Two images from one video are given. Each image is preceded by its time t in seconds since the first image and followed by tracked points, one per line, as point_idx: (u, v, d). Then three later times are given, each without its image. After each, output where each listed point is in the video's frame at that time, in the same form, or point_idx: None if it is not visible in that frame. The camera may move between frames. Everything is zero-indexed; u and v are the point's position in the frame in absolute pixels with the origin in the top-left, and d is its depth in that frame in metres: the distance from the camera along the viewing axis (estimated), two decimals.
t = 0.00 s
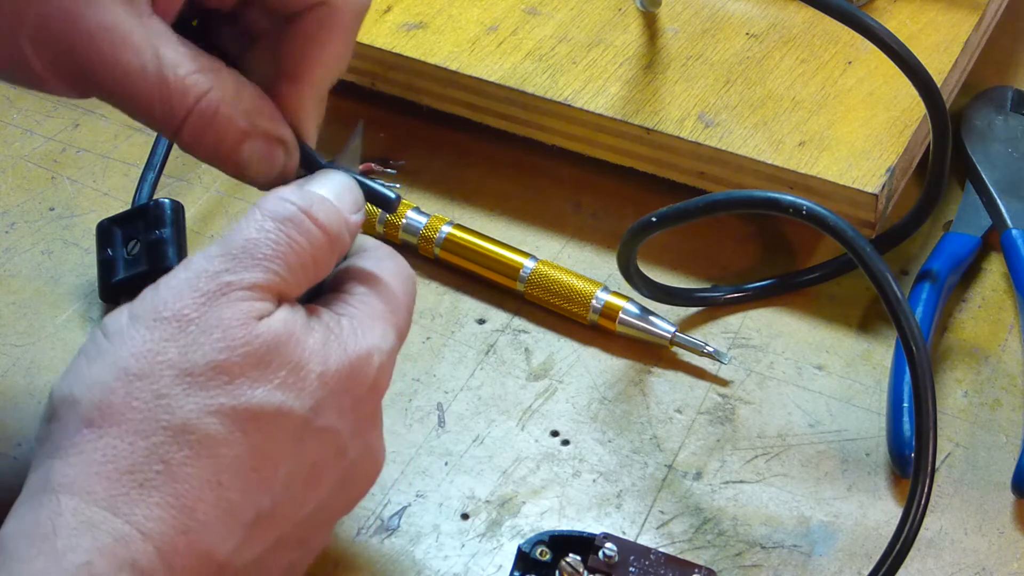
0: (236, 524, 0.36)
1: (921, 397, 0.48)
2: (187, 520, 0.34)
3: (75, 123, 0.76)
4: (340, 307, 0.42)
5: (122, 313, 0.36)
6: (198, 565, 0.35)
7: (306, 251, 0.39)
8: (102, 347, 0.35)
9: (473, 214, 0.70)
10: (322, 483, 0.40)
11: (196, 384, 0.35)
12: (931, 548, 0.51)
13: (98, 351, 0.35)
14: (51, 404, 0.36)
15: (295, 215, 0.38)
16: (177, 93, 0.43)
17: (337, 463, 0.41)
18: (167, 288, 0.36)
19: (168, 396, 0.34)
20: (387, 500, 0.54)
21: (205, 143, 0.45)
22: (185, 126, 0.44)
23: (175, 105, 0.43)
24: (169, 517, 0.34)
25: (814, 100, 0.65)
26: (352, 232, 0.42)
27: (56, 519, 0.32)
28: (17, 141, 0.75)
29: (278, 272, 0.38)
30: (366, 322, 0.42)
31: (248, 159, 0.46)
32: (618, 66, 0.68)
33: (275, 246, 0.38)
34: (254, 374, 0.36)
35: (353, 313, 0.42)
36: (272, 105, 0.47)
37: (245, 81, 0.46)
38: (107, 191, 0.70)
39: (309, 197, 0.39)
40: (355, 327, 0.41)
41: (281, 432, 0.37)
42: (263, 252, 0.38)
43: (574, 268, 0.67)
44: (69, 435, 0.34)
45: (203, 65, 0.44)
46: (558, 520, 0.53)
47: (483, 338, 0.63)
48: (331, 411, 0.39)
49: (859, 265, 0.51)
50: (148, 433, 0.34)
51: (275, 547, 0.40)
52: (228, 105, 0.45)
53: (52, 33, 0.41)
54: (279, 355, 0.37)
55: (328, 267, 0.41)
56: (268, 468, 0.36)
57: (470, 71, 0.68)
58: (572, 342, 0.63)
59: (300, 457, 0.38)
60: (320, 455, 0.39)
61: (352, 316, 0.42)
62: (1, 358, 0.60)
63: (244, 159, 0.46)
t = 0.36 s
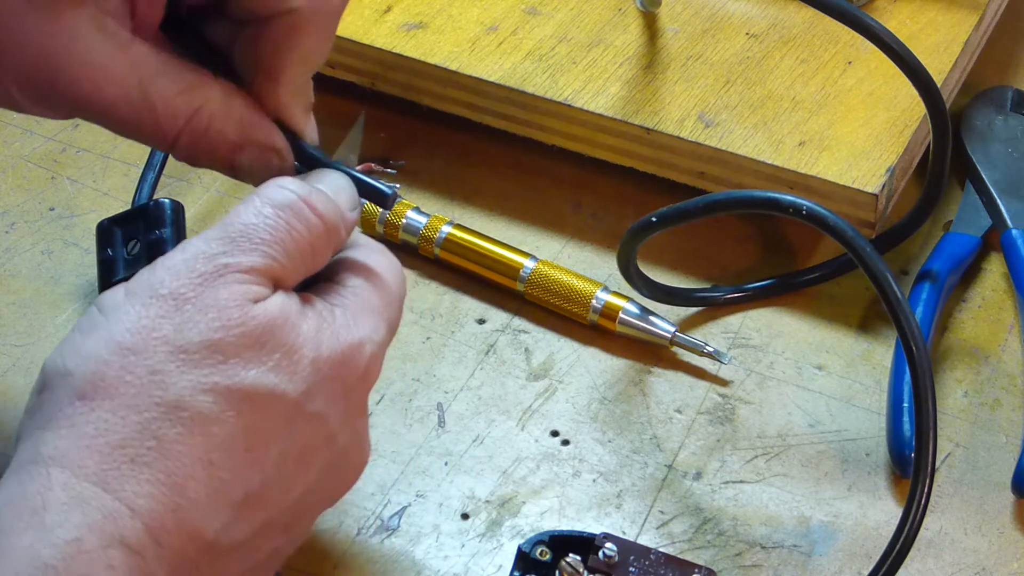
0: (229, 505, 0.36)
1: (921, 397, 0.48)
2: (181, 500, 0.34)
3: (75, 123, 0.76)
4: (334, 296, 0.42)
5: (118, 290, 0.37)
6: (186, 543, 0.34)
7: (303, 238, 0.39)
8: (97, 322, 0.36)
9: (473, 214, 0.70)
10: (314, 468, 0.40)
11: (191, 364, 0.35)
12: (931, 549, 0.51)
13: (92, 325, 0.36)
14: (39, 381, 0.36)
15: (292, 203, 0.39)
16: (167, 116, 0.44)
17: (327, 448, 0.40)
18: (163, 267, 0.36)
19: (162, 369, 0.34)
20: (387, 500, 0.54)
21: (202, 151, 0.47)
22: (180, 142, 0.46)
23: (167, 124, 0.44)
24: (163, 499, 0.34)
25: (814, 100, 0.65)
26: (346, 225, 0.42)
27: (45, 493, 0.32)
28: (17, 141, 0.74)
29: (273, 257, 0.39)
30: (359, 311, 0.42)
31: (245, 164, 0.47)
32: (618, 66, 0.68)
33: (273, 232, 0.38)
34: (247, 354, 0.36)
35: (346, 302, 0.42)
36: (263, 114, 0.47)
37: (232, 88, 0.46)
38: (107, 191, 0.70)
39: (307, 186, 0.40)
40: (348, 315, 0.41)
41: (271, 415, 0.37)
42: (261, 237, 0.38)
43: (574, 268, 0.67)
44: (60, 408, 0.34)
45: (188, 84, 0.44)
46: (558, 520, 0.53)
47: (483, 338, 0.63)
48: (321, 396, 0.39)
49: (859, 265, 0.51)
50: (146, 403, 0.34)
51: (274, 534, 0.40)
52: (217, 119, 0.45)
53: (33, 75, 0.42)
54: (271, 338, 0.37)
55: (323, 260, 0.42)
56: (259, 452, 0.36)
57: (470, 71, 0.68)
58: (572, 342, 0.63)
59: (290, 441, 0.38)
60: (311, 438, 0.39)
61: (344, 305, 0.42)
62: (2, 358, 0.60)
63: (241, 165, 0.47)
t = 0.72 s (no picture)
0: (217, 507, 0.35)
1: (921, 397, 0.48)
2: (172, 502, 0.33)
3: (75, 123, 0.76)
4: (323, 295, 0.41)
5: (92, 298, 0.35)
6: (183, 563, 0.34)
7: (281, 226, 0.37)
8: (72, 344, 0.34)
9: (473, 214, 0.70)
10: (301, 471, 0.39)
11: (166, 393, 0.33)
12: (931, 549, 0.51)
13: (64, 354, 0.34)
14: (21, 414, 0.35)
15: (257, 199, 0.37)
16: (165, 74, 0.40)
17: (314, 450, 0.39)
18: (131, 279, 0.35)
19: (136, 392, 0.33)
20: (387, 500, 0.54)
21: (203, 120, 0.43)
22: (179, 110, 0.42)
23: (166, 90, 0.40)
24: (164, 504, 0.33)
25: (814, 100, 0.65)
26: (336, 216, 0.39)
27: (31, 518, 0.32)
28: (17, 141, 0.75)
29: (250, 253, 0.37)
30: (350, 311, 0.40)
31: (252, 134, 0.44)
32: (618, 66, 0.68)
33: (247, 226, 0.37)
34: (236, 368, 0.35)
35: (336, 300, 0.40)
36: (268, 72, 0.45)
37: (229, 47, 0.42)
38: (107, 191, 0.70)
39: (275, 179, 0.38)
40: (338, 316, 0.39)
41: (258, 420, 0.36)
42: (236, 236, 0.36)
43: (574, 268, 0.67)
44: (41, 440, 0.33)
45: (188, 40, 0.40)
46: (558, 520, 0.53)
47: (483, 338, 0.63)
48: (310, 400, 0.38)
49: (859, 265, 0.51)
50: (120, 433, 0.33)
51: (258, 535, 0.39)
52: (220, 81, 0.41)
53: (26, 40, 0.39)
54: (251, 349, 0.35)
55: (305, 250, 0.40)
56: (245, 459, 0.36)
57: (470, 71, 0.68)
58: (572, 342, 0.63)
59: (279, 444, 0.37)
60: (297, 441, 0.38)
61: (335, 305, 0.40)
62: (2, 358, 0.60)
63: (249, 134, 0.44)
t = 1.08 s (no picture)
0: (341, 534, 0.36)
1: (921, 397, 0.48)
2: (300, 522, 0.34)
3: (74, 123, 0.76)
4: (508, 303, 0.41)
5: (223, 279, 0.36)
6: None
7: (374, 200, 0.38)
8: (203, 336, 0.35)
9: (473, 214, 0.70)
10: (434, 496, 0.39)
11: (284, 399, 0.34)
12: (930, 549, 0.51)
13: (201, 353, 0.35)
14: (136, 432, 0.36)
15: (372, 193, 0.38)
16: (183, 34, 0.46)
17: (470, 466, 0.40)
18: (255, 265, 0.35)
19: (267, 392, 0.34)
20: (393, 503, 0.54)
21: (217, 83, 0.47)
22: (196, 72, 0.47)
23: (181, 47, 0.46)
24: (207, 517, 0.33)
25: (814, 100, 0.65)
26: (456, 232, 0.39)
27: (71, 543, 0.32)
28: (17, 141, 0.75)
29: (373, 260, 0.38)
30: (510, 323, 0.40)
31: (260, 95, 0.47)
32: (618, 67, 0.68)
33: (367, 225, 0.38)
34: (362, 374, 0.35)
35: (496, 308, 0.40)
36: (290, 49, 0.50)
37: (249, 23, 0.49)
38: (106, 191, 0.70)
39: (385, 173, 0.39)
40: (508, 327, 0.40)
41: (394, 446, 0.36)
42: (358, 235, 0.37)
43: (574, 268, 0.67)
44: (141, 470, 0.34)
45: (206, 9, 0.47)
46: (558, 520, 0.53)
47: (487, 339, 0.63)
48: (456, 423, 0.38)
49: (859, 265, 0.51)
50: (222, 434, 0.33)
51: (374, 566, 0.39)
52: (232, 43, 0.47)
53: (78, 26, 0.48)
54: (392, 366, 0.36)
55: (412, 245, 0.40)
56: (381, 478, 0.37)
57: (470, 71, 0.68)
58: (572, 342, 0.63)
59: (410, 470, 0.37)
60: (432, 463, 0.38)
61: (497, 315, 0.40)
62: (2, 358, 0.60)
63: (257, 96, 0.47)
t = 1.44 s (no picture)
0: (326, 521, 0.36)
1: (921, 397, 0.48)
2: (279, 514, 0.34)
3: (74, 123, 0.76)
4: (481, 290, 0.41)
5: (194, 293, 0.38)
6: None
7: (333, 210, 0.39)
8: (173, 342, 0.36)
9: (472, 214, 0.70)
10: (424, 479, 0.39)
11: (242, 387, 0.34)
12: (931, 549, 0.51)
13: (170, 355, 0.36)
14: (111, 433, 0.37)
15: (330, 193, 0.39)
16: (183, 46, 0.46)
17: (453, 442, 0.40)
18: (219, 274, 0.37)
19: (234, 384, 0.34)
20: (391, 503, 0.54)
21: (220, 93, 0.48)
22: (196, 83, 0.47)
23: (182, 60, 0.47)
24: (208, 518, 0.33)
25: (814, 100, 0.65)
26: (455, 210, 0.39)
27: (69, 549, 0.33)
28: (17, 140, 0.75)
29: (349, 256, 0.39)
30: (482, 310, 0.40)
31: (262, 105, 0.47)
32: (618, 67, 0.68)
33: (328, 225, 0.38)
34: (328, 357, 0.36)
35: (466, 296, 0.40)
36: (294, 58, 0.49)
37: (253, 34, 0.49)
38: (106, 191, 0.70)
39: (343, 175, 0.40)
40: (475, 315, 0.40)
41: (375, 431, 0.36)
42: (320, 236, 0.38)
43: (574, 268, 0.67)
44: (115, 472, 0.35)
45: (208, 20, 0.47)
46: (558, 520, 0.53)
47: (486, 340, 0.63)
48: (432, 403, 0.38)
49: (859, 265, 0.51)
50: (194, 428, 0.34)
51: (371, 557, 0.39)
52: (231, 55, 0.47)
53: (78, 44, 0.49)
54: (358, 353, 0.36)
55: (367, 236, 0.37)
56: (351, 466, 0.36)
57: (470, 71, 0.68)
58: (573, 342, 0.63)
59: (395, 454, 0.37)
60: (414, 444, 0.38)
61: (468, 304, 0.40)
62: (2, 358, 0.60)
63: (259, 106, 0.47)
